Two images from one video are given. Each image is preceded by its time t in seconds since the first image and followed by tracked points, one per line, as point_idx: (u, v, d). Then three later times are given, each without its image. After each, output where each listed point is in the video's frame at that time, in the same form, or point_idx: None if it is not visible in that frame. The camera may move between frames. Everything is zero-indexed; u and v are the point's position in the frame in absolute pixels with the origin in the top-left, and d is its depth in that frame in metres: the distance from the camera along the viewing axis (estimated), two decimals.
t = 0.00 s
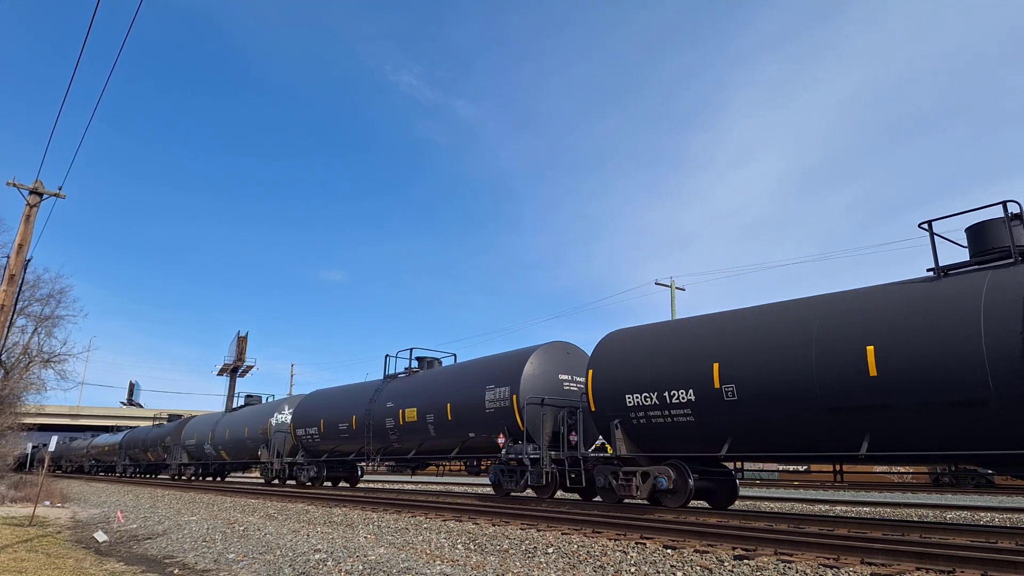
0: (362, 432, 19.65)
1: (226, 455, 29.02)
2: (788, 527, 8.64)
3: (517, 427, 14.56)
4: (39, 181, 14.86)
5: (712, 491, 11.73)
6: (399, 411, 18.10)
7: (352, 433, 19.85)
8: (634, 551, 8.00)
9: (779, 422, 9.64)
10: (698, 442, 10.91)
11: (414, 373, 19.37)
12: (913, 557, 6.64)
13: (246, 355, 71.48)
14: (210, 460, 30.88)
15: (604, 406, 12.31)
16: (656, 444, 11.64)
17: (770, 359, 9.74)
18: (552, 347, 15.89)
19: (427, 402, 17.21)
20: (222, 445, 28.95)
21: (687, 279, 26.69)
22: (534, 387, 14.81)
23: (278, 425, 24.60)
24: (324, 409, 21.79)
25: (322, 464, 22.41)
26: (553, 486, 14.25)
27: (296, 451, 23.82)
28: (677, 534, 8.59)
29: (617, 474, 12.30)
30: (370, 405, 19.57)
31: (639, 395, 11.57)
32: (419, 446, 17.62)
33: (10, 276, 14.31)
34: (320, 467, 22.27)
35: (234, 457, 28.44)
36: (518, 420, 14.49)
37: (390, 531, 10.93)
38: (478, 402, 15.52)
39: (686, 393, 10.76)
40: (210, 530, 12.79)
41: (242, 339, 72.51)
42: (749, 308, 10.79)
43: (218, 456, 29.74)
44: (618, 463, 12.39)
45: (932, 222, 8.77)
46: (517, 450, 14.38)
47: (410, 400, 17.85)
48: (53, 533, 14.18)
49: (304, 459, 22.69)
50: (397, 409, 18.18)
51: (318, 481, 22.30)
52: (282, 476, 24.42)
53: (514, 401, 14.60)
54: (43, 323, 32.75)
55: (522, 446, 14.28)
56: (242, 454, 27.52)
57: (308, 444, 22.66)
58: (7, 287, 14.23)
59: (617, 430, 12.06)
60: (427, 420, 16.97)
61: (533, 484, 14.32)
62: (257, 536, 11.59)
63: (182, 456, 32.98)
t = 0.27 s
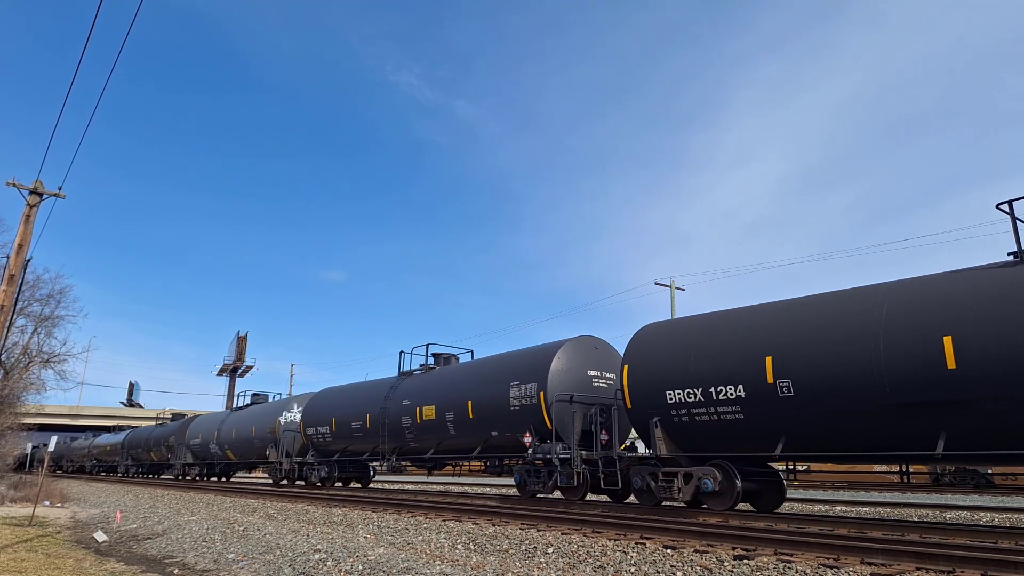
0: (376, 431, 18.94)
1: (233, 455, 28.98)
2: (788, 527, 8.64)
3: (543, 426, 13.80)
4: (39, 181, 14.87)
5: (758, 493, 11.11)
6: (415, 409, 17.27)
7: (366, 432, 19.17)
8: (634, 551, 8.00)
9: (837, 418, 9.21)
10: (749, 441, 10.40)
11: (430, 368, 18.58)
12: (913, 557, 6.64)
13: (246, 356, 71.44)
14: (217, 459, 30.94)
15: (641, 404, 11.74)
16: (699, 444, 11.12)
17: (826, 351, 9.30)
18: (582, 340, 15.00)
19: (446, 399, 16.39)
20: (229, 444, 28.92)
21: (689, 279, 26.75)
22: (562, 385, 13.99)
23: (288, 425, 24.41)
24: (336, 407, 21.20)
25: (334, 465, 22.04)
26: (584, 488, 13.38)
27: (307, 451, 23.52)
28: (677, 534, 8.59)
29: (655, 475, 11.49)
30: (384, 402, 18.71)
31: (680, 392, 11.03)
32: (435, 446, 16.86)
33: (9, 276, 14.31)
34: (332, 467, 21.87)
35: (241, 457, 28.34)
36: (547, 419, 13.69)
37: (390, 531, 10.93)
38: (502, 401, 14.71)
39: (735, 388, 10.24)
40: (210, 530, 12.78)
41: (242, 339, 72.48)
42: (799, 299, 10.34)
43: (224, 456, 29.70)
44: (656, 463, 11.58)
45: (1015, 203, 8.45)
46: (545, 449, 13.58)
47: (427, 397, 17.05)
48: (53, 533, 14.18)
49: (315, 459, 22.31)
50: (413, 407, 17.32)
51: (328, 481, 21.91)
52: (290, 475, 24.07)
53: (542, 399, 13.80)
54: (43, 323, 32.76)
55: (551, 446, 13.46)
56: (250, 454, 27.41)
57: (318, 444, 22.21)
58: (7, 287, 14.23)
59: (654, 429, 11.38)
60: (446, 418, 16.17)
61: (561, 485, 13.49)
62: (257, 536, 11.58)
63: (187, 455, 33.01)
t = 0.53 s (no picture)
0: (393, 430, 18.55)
1: (240, 455, 28.99)
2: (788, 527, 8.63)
3: (574, 424, 13.34)
4: (39, 181, 14.88)
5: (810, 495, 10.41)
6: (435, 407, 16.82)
7: (382, 430, 18.78)
8: (634, 551, 8.00)
9: (908, 416, 8.40)
10: (809, 440, 9.54)
11: (447, 365, 18.16)
12: (913, 557, 6.64)
13: (246, 356, 71.42)
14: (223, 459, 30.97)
15: (683, 399, 10.87)
16: (747, 443, 10.29)
17: (891, 342, 8.51)
18: (614, 334, 14.43)
19: (467, 397, 15.91)
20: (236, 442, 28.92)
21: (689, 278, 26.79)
22: (593, 381, 13.47)
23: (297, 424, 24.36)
24: (349, 406, 20.93)
25: (347, 465, 21.97)
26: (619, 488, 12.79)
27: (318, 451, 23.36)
28: (677, 534, 8.59)
29: (698, 476, 10.61)
30: (399, 401, 18.32)
31: (728, 387, 10.18)
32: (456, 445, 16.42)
33: (9, 276, 14.31)
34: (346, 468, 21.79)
35: (248, 456, 28.32)
36: (577, 417, 13.21)
37: (390, 531, 10.93)
38: (528, 397, 14.25)
39: (792, 383, 9.40)
40: (211, 530, 12.79)
41: (242, 339, 72.47)
42: (860, 285, 9.52)
43: (231, 455, 29.72)
44: (700, 462, 10.72)
45: None
46: (576, 449, 12.96)
47: (447, 395, 16.59)
48: (53, 533, 14.18)
49: (328, 460, 22.20)
50: (432, 404, 16.93)
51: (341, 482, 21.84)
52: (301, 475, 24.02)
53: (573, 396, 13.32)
54: (43, 323, 32.76)
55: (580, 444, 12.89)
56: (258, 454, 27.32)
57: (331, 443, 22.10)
58: (7, 287, 14.23)
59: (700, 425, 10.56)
60: (468, 416, 15.68)
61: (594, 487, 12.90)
62: (257, 536, 11.58)
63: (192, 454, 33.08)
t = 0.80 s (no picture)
0: (410, 428, 18.34)
1: (248, 455, 29.00)
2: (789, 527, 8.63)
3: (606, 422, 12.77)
4: (39, 181, 14.88)
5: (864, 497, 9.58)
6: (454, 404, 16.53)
7: (398, 429, 18.60)
8: (634, 551, 7.99)
9: (998, 412, 7.67)
10: (876, 440, 8.89)
11: (466, 362, 17.99)
12: (913, 557, 6.64)
13: (246, 355, 71.43)
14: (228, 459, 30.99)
15: (731, 395, 10.21)
16: (801, 442, 9.64)
17: (976, 333, 7.79)
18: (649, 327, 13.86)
19: (490, 395, 15.54)
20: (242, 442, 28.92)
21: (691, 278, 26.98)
22: (626, 376, 12.88)
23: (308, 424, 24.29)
24: (363, 404, 20.78)
25: (359, 466, 21.82)
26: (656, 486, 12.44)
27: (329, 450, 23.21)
28: (677, 534, 8.59)
29: (748, 478, 9.89)
30: (417, 397, 18.19)
31: (784, 381, 9.53)
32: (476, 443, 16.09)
33: (9, 276, 14.30)
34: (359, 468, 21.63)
35: (256, 456, 28.31)
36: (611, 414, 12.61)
37: (390, 531, 10.92)
38: (554, 393, 13.82)
39: (858, 377, 8.76)
40: (210, 530, 12.77)
41: (242, 339, 72.54)
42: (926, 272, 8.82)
43: (238, 455, 29.72)
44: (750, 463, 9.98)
45: None
46: (611, 448, 12.35)
47: (467, 392, 16.28)
48: (52, 533, 14.17)
49: (340, 460, 22.07)
50: (451, 401, 16.66)
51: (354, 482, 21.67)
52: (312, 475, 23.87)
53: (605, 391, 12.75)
54: (43, 323, 32.77)
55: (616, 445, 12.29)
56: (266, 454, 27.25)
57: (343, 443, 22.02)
58: (6, 287, 14.21)
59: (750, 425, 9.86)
60: (491, 414, 15.32)
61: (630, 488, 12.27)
62: (257, 536, 11.57)
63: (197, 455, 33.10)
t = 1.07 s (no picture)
0: (429, 426, 18.25)
1: (255, 454, 29.00)
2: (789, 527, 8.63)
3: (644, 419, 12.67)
4: (39, 181, 14.88)
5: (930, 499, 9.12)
6: (476, 403, 16.50)
7: (416, 427, 18.53)
8: (634, 551, 7.99)
9: None
10: (951, 436, 8.44)
11: (485, 358, 17.94)
12: (912, 557, 6.65)
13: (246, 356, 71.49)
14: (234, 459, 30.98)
15: (786, 391, 9.82)
16: (865, 440, 9.21)
17: None
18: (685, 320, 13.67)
19: (515, 392, 15.48)
20: (249, 442, 28.91)
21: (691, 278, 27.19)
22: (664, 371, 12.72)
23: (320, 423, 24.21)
24: (377, 402, 20.70)
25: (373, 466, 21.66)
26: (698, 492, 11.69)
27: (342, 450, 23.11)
28: (677, 534, 8.58)
29: (805, 479, 9.44)
30: (436, 395, 18.14)
31: (848, 375, 9.11)
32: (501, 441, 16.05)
33: (9, 276, 14.30)
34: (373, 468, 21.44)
35: (263, 455, 28.30)
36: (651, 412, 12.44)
37: (390, 531, 10.92)
38: (583, 390, 13.79)
39: (935, 370, 8.30)
40: (210, 530, 12.76)
41: (242, 339, 72.55)
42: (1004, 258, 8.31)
43: (246, 455, 29.71)
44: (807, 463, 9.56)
45: None
46: (651, 448, 12.12)
47: (489, 390, 16.21)
48: (52, 533, 14.16)
49: (355, 459, 21.93)
50: (473, 399, 16.61)
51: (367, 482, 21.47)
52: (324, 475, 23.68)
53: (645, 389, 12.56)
54: (43, 323, 32.78)
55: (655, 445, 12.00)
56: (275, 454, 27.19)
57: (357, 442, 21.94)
58: (6, 286, 14.21)
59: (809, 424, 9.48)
60: (516, 412, 15.26)
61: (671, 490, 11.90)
62: (257, 536, 11.56)
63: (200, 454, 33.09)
